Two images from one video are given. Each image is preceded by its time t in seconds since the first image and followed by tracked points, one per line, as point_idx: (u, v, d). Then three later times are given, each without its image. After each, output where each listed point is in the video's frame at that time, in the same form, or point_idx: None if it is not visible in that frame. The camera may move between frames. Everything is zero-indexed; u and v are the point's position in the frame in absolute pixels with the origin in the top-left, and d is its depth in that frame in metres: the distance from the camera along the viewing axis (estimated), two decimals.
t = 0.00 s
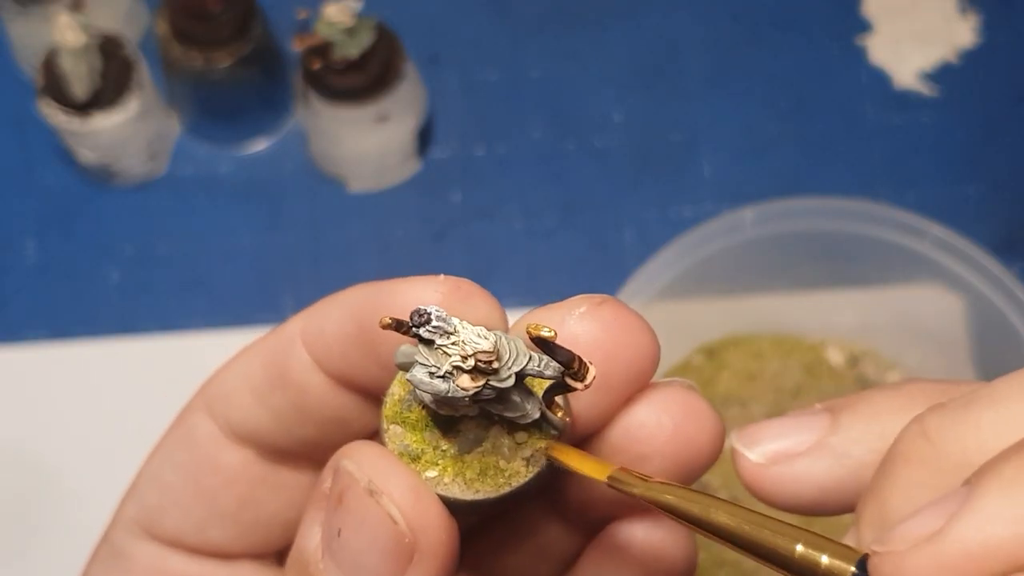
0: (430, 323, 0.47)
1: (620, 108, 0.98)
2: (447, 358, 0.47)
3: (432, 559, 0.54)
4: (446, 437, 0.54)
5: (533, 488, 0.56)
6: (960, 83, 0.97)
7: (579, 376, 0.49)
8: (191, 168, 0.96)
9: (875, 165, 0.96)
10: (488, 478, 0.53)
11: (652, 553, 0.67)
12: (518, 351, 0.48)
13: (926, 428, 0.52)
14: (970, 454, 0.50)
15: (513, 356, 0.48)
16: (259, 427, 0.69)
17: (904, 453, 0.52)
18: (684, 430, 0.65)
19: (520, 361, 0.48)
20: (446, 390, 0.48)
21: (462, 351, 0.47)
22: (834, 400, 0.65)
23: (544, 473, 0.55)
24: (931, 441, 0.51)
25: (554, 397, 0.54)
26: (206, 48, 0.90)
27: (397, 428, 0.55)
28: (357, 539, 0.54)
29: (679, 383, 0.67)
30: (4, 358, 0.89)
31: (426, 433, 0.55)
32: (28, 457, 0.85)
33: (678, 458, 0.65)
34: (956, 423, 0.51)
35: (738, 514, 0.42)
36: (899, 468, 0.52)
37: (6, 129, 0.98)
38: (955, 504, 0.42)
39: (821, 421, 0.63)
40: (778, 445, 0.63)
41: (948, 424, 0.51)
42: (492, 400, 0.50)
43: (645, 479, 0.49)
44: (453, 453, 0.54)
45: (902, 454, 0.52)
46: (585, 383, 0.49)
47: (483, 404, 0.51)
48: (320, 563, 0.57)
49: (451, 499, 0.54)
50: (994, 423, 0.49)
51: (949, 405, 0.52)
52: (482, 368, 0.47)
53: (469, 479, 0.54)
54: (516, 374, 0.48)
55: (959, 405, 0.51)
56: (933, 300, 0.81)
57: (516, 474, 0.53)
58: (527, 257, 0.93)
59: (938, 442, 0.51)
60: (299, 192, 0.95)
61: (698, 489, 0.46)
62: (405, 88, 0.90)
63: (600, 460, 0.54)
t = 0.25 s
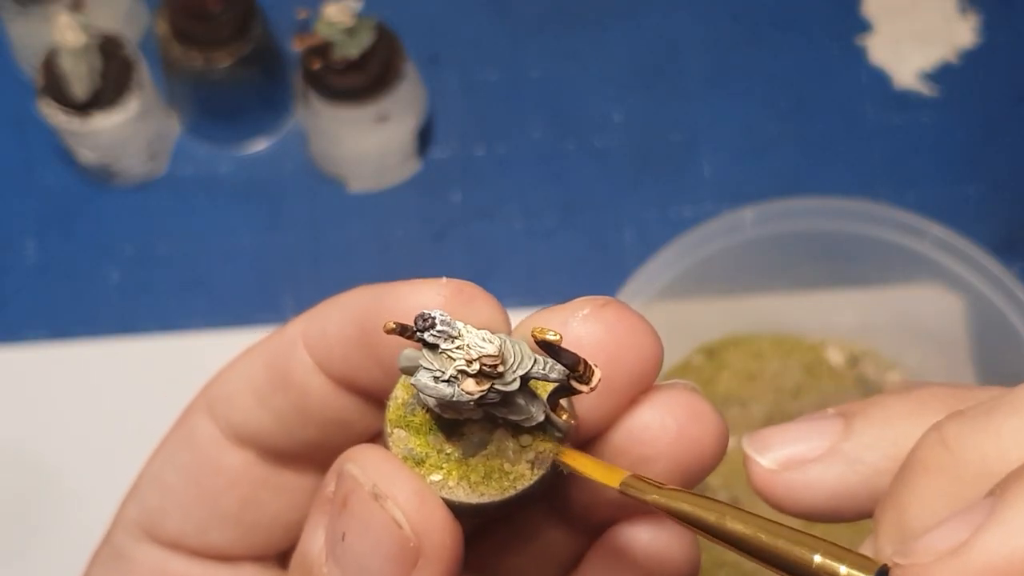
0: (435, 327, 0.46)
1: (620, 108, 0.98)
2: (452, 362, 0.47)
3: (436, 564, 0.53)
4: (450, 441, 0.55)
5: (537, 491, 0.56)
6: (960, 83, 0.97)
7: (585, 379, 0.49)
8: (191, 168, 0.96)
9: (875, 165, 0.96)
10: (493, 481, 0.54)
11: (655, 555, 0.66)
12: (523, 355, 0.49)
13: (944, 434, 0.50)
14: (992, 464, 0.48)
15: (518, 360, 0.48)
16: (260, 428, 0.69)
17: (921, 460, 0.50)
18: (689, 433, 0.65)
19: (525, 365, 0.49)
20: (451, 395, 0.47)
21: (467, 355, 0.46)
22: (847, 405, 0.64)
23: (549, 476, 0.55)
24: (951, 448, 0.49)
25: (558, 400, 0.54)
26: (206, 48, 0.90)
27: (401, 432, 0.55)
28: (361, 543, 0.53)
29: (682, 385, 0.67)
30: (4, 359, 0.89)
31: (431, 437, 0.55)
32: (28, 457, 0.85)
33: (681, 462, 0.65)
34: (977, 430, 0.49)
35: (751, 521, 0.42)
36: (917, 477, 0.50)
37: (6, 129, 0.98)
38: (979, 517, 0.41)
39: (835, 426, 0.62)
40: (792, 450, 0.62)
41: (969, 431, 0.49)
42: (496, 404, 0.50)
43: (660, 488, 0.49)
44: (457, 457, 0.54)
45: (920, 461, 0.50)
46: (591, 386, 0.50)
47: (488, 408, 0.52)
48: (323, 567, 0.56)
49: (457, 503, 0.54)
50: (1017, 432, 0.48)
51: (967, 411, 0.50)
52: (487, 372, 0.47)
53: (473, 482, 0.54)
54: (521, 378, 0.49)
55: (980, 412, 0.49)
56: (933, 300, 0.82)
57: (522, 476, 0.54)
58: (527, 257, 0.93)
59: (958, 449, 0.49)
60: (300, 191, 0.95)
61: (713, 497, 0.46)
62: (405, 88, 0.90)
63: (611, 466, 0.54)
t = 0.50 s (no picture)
0: (446, 337, 0.47)
1: (620, 109, 0.98)
2: (462, 372, 0.47)
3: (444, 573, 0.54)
4: (457, 450, 0.54)
5: (546, 497, 0.56)
6: (960, 83, 0.97)
7: (596, 385, 0.49)
8: (191, 168, 0.96)
9: (875, 165, 0.96)
10: (502, 489, 0.54)
11: (657, 558, 0.66)
12: (533, 363, 0.49)
13: (913, 425, 0.49)
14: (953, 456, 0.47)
15: (529, 367, 0.48)
16: (257, 435, 0.69)
17: (886, 452, 0.50)
18: (689, 438, 0.65)
19: (535, 372, 0.48)
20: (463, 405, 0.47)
21: (479, 365, 0.46)
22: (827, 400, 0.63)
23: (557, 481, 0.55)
24: (915, 440, 0.49)
25: (565, 405, 0.54)
26: (205, 48, 0.90)
27: (407, 442, 0.55)
28: (368, 553, 0.53)
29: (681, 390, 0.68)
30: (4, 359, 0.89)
31: (437, 446, 0.55)
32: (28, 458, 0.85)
33: (682, 467, 0.65)
34: (943, 423, 0.48)
35: (722, 513, 0.42)
36: (883, 466, 0.49)
37: (6, 129, 0.98)
38: (932, 514, 0.40)
39: (815, 422, 0.62)
40: (769, 448, 0.62)
41: (935, 422, 0.48)
42: (507, 412, 0.50)
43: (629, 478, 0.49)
44: (464, 466, 0.54)
45: (887, 452, 0.49)
46: (601, 392, 0.50)
47: (496, 416, 0.51)
48: None
49: (465, 511, 0.54)
50: (982, 424, 0.47)
51: (936, 402, 0.50)
52: (499, 381, 0.47)
53: (481, 491, 0.54)
54: (532, 385, 0.49)
55: (946, 404, 0.49)
56: (933, 300, 0.82)
57: (530, 483, 0.54)
58: (527, 257, 0.93)
59: (922, 442, 0.48)
60: (300, 192, 0.95)
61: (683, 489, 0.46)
62: (405, 88, 0.90)
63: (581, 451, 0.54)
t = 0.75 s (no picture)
0: (444, 338, 0.47)
1: (620, 108, 0.98)
2: (461, 373, 0.47)
3: None
4: (454, 452, 0.54)
5: (543, 499, 0.56)
6: (961, 83, 0.97)
7: (595, 386, 0.49)
8: (191, 168, 0.96)
9: (876, 165, 0.96)
10: (499, 491, 0.54)
11: (656, 560, 0.66)
12: (532, 364, 0.48)
13: (921, 428, 0.48)
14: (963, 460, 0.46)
15: (528, 369, 0.48)
16: (255, 437, 0.69)
17: (893, 456, 0.49)
18: (688, 441, 0.65)
19: (536, 373, 0.48)
20: (462, 407, 0.48)
21: (478, 366, 0.46)
22: (836, 404, 0.64)
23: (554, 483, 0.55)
24: (922, 443, 0.48)
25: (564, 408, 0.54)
26: (206, 48, 0.90)
27: (404, 445, 0.55)
28: (365, 557, 0.53)
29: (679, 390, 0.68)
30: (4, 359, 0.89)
31: (434, 448, 0.55)
32: (27, 458, 0.85)
33: (681, 470, 0.65)
34: (952, 425, 0.47)
35: (725, 517, 0.42)
36: (890, 469, 0.48)
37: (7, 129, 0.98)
38: (941, 521, 0.40)
39: (824, 426, 0.62)
40: (777, 452, 0.63)
41: (943, 425, 0.48)
42: (505, 413, 0.50)
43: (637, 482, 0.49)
44: (462, 468, 0.54)
45: (892, 454, 0.49)
46: (601, 393, 0.49)
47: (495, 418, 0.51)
48: None
49: (463, 514, 0.54)
50: (989, 426, 0.46)
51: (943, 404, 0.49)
52: (498, 382, 0.47)
53: (479, 493, 0.54)
54: (531, 387, 0.49)
55: (954, 405, 0.48)
56: (934, 300, 0.81)
57: (528, 485, 0.54)
58: (528, 257, 0.93)
59: (931, 446, 0.47)
60: (300, 192, 0.95)
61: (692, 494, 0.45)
62: (405, 88, 0.90)
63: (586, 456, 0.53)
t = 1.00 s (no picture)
0: (433, 337, 0.47)
1: (620, 109, 0.98)
2: (450, 372, 0.47)
3: None
4: (444, 451, 0.54)
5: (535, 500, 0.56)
6: (960, 83, 0.97)
7: (585, 386, 0.49)
8: (191, 168, 0.96)
9: (876, 165, 0.96)
10: (490, 491, 0.54)
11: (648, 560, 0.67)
12: (522, 364, 0.49)
13: (918, 433, 0.49)
14: (961, 465, 0.46)
15: (517, 368, 0.48)
16: (254, 437, 0.69)
17: (892, 464, 0.49)
18: (679, 442, 0.65)
19: (524, 373, 0.48)
20: (451, 406, 0.47)
21: (466, 365, 0.46)
22: (832, 410, 0.64)
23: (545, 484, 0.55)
24: (919, 449, 0.48)
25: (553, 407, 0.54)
26: (205, 48, 0.90)
27: (394, 444, 0.55)
28: (355, 557, 0.53)
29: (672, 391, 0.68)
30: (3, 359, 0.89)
31: (424, 448, 0.55)
32: (27, 458, 0.85)
33: (673, 471, 0.65)
34: (948, 432, 0.47)
35: (722, 525, 0.42)
36: (889, 476, 0.49)
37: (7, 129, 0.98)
38: (939, 529, 0.40)
39: (821, 432, 0.62)
40: (775, 460, 0.63)
41: (938, 429, 0.48)
42: (495, 413, 0.50)
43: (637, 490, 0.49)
44: (452, 467, 0.54)
45: (890, 461, 0.49)
46: (592, 393, 0.49)
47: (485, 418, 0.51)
48: None
49: (454, 514, 0.54)
50: (985, 431, 0.46)
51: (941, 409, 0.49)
52: (487, 381, 0.47)
53: (470, 493, 0.54)
54: (521, 386, 0.49)
55: (952, 410, 0.48)
56: (934, 300, 0.81)
57: (518, 485, 0.54)
58: (528, 257, 0.93)
59: (926, 451, 0.48)
60: (300, 192, 0.95)
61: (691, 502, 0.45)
62: (405, 88, 0.90)
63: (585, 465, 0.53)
